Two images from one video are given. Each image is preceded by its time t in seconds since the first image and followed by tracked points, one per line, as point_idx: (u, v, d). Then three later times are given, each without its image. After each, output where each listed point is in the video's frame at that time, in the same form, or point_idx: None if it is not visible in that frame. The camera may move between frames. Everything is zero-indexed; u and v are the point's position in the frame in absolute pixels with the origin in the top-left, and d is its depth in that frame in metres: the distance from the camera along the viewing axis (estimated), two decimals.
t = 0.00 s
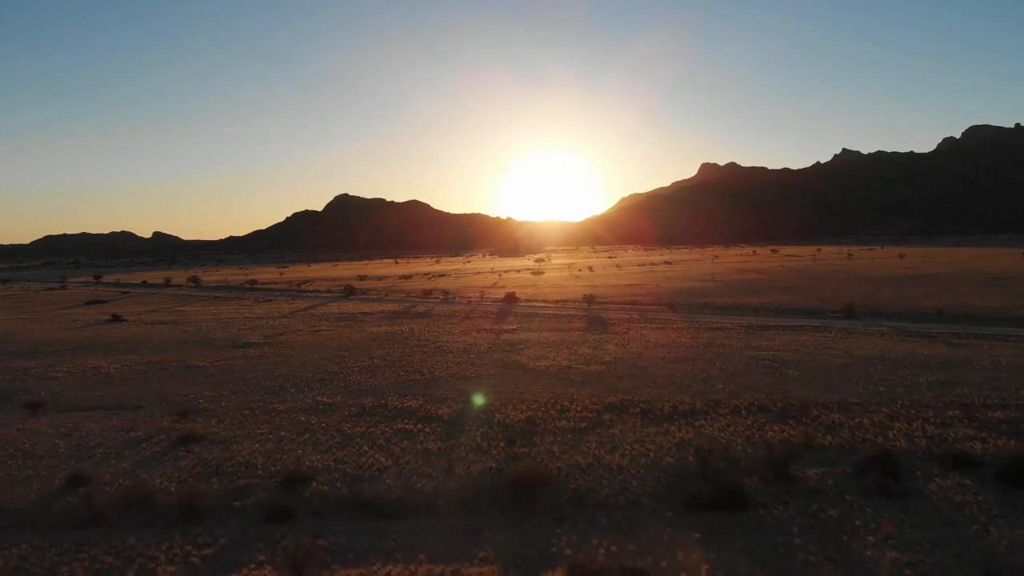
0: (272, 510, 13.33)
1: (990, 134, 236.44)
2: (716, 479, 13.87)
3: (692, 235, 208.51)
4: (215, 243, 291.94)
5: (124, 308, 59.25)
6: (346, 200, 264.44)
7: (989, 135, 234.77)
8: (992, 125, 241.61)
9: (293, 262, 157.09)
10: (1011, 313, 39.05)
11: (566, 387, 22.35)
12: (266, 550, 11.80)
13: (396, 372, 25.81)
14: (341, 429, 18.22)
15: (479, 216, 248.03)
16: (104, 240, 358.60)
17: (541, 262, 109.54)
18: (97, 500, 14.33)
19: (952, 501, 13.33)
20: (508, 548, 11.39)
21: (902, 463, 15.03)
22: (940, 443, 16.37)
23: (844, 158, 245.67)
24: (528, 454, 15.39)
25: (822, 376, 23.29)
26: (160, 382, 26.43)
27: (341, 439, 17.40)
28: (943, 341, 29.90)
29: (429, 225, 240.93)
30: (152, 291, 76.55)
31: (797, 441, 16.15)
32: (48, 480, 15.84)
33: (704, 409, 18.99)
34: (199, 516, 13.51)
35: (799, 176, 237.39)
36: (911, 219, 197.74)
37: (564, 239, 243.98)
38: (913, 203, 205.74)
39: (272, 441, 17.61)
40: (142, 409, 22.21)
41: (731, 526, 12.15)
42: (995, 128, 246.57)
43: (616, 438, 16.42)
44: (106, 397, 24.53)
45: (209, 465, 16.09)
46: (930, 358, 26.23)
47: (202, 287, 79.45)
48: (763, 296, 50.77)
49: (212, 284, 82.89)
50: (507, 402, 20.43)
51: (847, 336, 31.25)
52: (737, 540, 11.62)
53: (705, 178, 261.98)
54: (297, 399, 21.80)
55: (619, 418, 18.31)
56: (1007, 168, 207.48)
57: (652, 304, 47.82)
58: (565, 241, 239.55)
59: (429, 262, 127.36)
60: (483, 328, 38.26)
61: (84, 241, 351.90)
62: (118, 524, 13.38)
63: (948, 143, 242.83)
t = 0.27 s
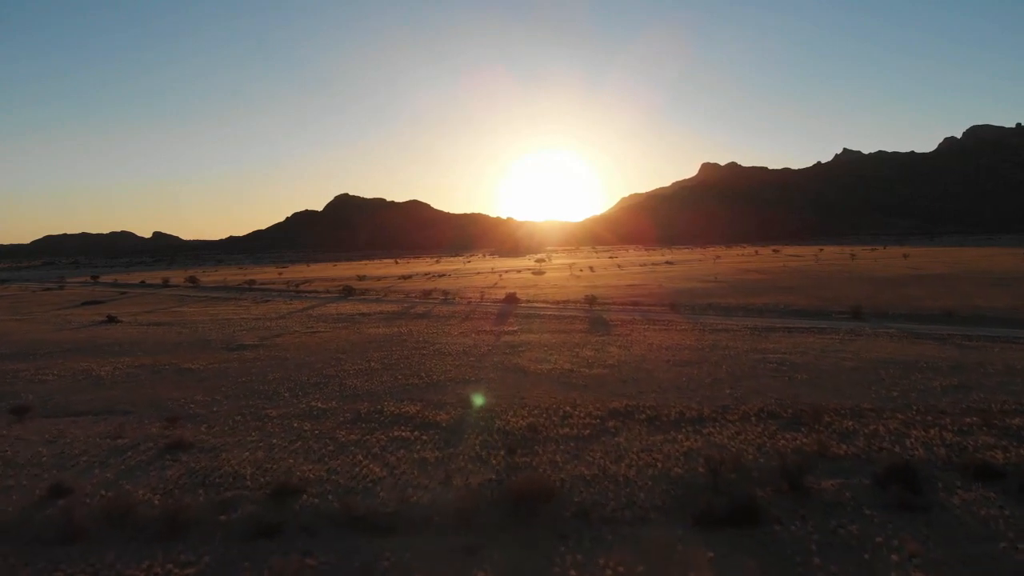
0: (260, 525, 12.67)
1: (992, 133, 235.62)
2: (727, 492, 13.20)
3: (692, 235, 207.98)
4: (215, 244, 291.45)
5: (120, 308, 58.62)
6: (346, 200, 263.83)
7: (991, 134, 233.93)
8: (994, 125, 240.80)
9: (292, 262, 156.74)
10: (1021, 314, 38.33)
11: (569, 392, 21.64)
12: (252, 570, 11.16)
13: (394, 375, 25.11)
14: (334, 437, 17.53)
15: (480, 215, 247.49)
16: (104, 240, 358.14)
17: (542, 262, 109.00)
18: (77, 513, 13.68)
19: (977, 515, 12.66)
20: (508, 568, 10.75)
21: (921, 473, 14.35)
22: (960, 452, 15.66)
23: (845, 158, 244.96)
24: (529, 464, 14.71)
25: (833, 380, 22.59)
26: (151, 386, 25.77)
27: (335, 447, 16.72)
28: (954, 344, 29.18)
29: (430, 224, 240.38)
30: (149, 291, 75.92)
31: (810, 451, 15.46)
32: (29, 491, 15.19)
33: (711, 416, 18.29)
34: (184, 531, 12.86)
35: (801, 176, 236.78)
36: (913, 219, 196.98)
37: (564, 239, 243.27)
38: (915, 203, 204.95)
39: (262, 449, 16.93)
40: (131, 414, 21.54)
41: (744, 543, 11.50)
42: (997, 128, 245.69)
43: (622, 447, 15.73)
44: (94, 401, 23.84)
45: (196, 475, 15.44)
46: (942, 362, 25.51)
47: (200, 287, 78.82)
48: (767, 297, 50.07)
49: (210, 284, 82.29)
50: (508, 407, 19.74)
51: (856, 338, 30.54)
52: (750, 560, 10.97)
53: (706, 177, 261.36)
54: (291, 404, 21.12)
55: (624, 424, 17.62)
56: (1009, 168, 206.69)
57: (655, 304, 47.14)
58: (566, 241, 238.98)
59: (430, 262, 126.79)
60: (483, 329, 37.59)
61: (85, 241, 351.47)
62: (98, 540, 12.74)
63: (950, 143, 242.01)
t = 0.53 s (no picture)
0: (243, 546, 11.84)
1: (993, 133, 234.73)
2: (742, 511, 12.37)
3: (692, 235, 207.26)
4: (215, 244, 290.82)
5: (115, 309, 57.79)
6: (346, 200, 263.14)
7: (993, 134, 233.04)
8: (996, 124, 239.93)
9: (292, 262, 156.02)
10: None
11: (572, 398, 20.79)
12: None
13: (391, 380, 24.25)
14: (326, 447, 16.68)
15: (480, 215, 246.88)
16: (104, 240, 357.56)
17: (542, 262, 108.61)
18: (49, 531, 12.85)
19: (1010, 534, 11.82)
20: None
21: (947, 488, 13.50)
22: (986, 465, 14.80)
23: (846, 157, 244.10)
24: (531, 478, 13.87)
25: (846, 386, 21.71)
26: (140, 391, 24.93)
27: (326, 458, 15.88)
28: (969, 347, 28.28)
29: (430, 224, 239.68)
30: (145, 292, 75.12)
31: (829, 464, 14.61)
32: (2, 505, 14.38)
33: (721, 425, 17.43)
34: (162, 552, 12.04)
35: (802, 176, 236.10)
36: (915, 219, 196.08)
37: (565, 239, 242.47)
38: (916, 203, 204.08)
39: (250, 460, 16.09)
40: (116, 421, 20.69)
41: (763, 568, 10.67)
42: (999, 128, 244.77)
43: (629, 459, 14.88)
44: (80, 406, 23.02)
45: (179, 490, 14.62)
46: (958, 366, 24.62)
47: (198, 287, 78.04)
48: (771, 298, 49.24)
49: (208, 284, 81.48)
50: (509, 414, 18.88)
51: (866, 341, 29.66)
52: None
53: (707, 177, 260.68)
54: (282, 411, 20.28)
55: (630, 433, 16.76)
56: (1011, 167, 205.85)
57: (658, 306, 46.28)
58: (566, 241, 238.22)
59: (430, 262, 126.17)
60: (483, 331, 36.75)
61: (85, 241, 350.88)
62: (69, 561, 11.92)
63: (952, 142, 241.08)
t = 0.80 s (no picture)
0: (225, 566, 11.06)
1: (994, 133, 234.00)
2: (758, 531, 11.60)
3: (692, 234, 206.56)
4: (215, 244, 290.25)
5: (110, 310, 56.98)
6: (346, 200, 262.66)
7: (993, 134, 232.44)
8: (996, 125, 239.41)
9: (292, 262, 155.35)
10: None
11: (575, 404, 19.98)
12: None
13: (387, 384, 23.43)
14: (317, 457, 15.88)
15: (480, 215, 246.29)
16: (104, 240, 356.80)
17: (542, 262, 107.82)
18: (19, 549, 12.06)
19: None
20: None
21: (976, 504, 12.70)
22: (1014, 477, 14.00)
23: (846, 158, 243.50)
24: (533, 493, 13.06)
25: (861, 393, 20.84)
26: (128, 396, 24.11)
27: (318, 469, 15.09)
28: (983, 350, 27.43)
29: (430, 224, 239.06)
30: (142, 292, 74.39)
31: (849, 479, 13.80)
32: None
33: (733, 434, 16.60)
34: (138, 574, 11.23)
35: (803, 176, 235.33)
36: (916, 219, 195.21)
37: (566, 239, 241.77)
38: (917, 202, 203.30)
39: (237, 472, 15.28)
40: (100, 429, 19.89)
41: None
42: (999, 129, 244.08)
43: (637, 471, 14.08)
44: (65, 412, 22.23)
45: (160, 504, 13.83)
46: (973, 371, 23.79)
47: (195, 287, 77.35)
48: (775, 299, 48.52)
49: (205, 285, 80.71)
50: (509, 421, 18.08)
51: (876, 344, 28.85)
52: None
53: (707, 177, 260.04)
54: (274, 418, 19.49)
55: (636, 442, 15.96)
56: (1011, 167, 205.19)
57: (661, 307, 45.46)
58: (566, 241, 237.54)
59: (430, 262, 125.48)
60: (482, 334, 35.96)
61: (84, 241, 350.21)
62: None
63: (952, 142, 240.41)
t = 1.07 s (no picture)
0: None
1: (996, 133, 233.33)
2: (776, 550, 10.88)
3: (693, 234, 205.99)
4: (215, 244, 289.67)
5: (106, 311, 56.30)
6: (346, 200, 262.06)
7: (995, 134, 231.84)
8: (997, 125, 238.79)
9: (292, 262, 154.35)
10: None
11: (579, 410, 19.24)
12: None
13: (384, 389, 22.70)
14: (308, 467, 15.16)
15: (480, 215, 245.78)
16: (104, 240, 356.21)
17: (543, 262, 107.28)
18: None
19: None
20: None
21: (1004, 519, 11.99)
22: None
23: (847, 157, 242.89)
24: (534, 508, 12.33)
25: (875, 398, 20.10)
26: (117, 401, 23.41)
27: (309, 480, 14.37)
28: (996, 353, 26.71)
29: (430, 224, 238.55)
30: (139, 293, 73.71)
31: (868, 493, 13.08)
32: None
33: (742, 442, 15.88)
34: None
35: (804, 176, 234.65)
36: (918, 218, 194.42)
37: (566, 239, 241.10)
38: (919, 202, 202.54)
39: (223, 483, 14.55)
40: (85, 436, 19.16)
41: None
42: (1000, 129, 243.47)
43: (644, 484, 13.35)
44: (51, 418, 21.51)
45: (142, 519, 13.10)
46: (989, 375, 23.05)
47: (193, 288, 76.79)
48: (780, 300, 47.85)
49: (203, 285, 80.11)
50: (510, 429, 17.34)
51: (886, 347, 28.12)
52: None
53: (708, 177, 259.42)
54: (265, 425, 18.77)
55: (642, 451, 15.23)
56: (1013, 166, 204.51)
57: (663, 308, 44.79)
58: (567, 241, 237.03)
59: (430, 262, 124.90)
60: (481, 335, 35.28)
61: (84, 241, 349.55)
62: None
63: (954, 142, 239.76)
